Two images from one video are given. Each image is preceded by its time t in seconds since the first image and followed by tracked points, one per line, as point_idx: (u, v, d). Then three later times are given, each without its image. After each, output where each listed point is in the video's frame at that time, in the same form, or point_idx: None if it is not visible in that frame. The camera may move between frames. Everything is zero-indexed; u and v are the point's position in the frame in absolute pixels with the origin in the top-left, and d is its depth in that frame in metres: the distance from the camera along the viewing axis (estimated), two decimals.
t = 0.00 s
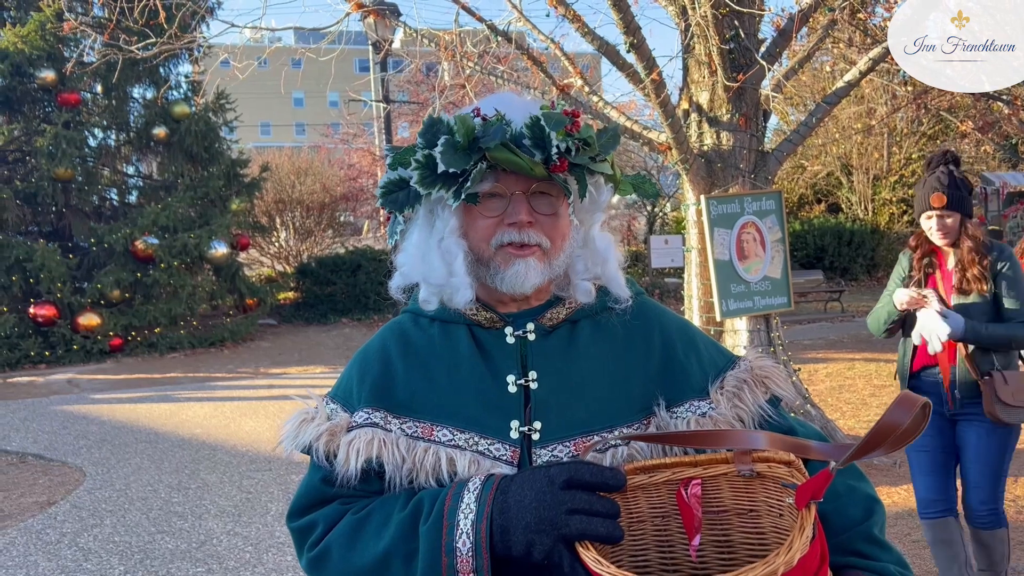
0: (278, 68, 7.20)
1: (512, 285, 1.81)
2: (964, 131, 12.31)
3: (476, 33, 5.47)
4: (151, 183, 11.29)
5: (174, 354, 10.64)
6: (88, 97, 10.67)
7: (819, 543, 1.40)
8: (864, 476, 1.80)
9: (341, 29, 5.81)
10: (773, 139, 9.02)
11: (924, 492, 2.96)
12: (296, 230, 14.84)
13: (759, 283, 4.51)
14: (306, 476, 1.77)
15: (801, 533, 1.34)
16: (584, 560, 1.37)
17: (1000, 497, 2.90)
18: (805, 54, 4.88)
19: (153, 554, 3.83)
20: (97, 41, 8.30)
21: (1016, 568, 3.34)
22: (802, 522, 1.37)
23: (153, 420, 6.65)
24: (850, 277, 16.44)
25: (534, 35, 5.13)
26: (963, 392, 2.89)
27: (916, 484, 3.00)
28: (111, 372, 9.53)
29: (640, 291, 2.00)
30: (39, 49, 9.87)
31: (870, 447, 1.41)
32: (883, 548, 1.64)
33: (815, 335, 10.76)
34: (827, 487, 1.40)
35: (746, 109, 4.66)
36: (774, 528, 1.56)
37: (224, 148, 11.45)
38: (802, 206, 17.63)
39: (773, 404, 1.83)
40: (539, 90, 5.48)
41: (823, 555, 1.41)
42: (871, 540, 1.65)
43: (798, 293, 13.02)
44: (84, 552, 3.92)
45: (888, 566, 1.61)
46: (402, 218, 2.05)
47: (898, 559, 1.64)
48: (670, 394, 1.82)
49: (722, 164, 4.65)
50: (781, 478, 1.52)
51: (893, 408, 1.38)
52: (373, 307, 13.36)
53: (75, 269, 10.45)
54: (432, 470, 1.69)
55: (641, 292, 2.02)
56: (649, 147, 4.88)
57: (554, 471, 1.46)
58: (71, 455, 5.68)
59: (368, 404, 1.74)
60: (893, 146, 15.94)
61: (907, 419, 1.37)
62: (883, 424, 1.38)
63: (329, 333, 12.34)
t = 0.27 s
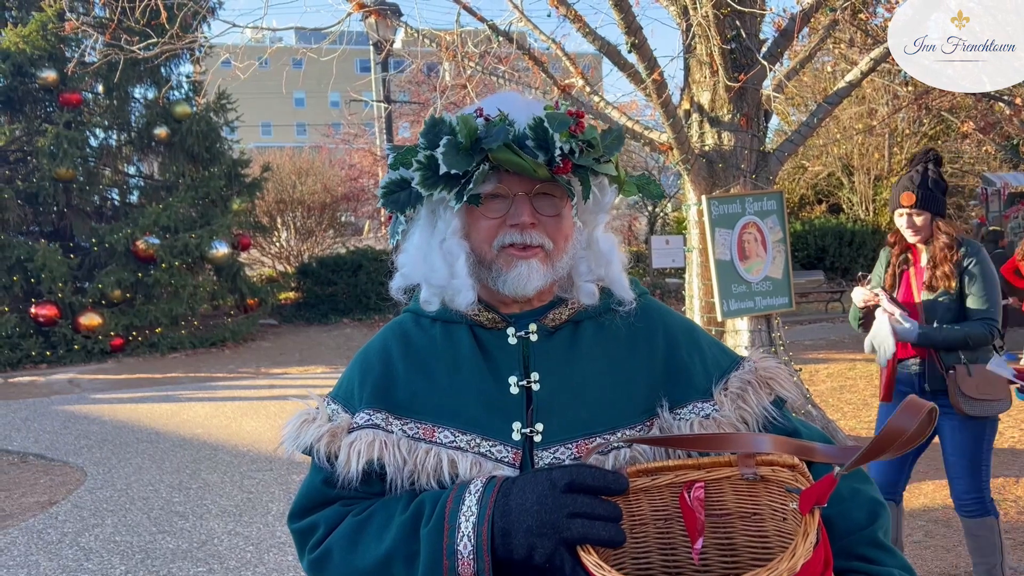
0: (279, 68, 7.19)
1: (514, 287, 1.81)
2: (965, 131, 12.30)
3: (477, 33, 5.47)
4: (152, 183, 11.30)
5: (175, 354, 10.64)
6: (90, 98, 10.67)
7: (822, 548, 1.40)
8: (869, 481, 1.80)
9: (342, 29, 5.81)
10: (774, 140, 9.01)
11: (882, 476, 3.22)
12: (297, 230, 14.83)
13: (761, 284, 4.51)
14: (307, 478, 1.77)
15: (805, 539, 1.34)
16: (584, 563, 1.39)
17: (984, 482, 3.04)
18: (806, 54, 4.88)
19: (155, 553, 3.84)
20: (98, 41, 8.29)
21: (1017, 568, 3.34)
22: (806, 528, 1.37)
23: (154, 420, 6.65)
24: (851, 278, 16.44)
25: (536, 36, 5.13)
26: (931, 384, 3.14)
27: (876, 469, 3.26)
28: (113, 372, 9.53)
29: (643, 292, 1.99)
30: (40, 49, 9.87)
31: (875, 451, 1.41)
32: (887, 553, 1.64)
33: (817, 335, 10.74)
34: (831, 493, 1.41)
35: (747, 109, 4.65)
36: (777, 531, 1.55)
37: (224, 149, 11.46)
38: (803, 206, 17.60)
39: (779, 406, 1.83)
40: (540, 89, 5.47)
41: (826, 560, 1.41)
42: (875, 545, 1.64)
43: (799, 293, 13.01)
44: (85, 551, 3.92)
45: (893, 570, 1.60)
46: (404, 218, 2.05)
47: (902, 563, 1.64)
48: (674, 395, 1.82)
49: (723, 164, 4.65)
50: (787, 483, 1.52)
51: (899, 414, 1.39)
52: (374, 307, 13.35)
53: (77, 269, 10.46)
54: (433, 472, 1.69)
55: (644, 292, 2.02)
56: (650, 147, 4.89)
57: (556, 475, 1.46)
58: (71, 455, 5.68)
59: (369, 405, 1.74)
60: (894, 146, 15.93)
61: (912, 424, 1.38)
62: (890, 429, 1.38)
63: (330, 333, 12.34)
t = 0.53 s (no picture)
0: (280, 68, 7.19)
1: (515, 291, 1.81)
2: (966, 132, 12.30)
3: (478, 34, 5.47)
4: (153, 184, 11.30)
5: (176, 355, 10.65)
6: (91, 98, 10.67)
7: (825, 554, 1.40)
8: (874, 484, 1.80)
9: (343, 29, 5.81)
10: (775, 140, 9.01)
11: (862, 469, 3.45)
12: (298, 230, 14.83)
13: (762, 284, 4.51)
14: (308, 481, 1.77)
15: (807, 546, 1.34)
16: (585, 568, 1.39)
17: (943, 481, 3.05)
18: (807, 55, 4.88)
19: (156, 553, 3.84)
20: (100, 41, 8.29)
21: (1017, 569, 3.34)
22: (808, 535, 1.37)
23: (155, 420, 6.66)
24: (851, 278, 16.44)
25: (537, 36, 5.13)
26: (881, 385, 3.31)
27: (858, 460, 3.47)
28: (113, 372, 9.54)
29: (646, 294, 1.99)
30: (41, 49, 9.88)
31: (879, 457, 1.41)
32: (890, 559, 1.64)
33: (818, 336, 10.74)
34: (834, 499, 1.41)
35: (748, 110, 4.66)
36: (779, 536, 1.56)
37: (225, 149, 11.47)
38: (804, 207, 17.59)
39: (783, 410, 1.83)
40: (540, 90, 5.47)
41: (829, 567, 1.41)
42: (878, 550, 1.64)
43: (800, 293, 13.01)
44: (86, 551, 3.92)
45: None
46: (405, 221, 2.05)
47: (905, 569, 1.64)
48: (676, 398, 1.83)
49: (724, 165, 4.65)
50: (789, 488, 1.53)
51: (904, 422, 1.38)
52: (375, 307, 13.36)
53: (77, 269, 10.46)
54: (434, 475, 1.69)
55: (646, 294, 2.02)
56: (651, 148, 4.89)
57: (558, 479, 1.46)
58: (72, 455, 5.68)
59: (370, 408, 1.74)
60: (895, 146, 15.93)
61: (917, 432, 1.37)
62: (896, 436, 1.38)
63: (330, 333, 12.35)
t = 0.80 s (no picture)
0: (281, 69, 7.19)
1: (516, 293, 1.81)
2: (966, 132, 12.30)
3: (478, 34, 5.46)
4: (153, 184, 11.31)
5: (177, 355, 10.65)
6: (91, 98, 10.66)
7: (828, 559, 1.41)
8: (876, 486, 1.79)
9: (344, 29, 5.81)
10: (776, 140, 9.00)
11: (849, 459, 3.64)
12: (298, 231, 14.83)
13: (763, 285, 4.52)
14: (307, 484, 1.77)
15: (810, 551, 1.35)
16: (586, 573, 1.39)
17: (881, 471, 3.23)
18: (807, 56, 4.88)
19: (157, 553, 3.84)
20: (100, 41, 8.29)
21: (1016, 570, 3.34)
22: (811, 540, 1.38)
23: (156, 420, 6.67)
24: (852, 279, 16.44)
25: (537, 36, 5.13)
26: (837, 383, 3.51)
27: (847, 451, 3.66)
28: (114, 372, 9.54)
29: (648, 296, 1.99)
30: (42, 50, 9.89)
31: (884, 461, 1.41)
32: (893, 562, 1.64)
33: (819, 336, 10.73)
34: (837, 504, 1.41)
35: (748, 110, 4.65)
36: (781, 540, 1.56)
37: (226, 149, 11.48)
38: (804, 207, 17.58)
39: (785, 411, 1.83)
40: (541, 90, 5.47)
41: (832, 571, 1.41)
42: (880, 554, 1.64)
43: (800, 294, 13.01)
44: (87, 552, 3.92)
45: None
46: (406, 222, 2.05)
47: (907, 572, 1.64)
48: (678, 400, 1.83)
49: (725, 165, 4.65)
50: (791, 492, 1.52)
51: (909, 426, 1.38)
52: (375, 307, 13.36)
53: (78, 269, 10.46)
54: (434, 478, 1.69)
55: (648, 296, 2.02)
56: (652, 149, 4.89)
57: (559, 483, 1.46)
58: (73, 455, 5.68)
59: (370, 410, 1.74)
60: (896, 147, 15.91)
61: (922, 436, 1.37)
62: (898, 442, 1.38)
63: (331, 333, 12.35)
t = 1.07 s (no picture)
0: (281, 69, 7.19)
1: (516, 294, 1.81)
2: (966, 132, 12.30)
3: (478, 34, 5.46)
4: (154, 184, 11.31)
5: (177, 355, 10.65)
6: (91, 99, 10.66)
7: (832, 562, 1.41)
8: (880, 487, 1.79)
9: (344, 30, 5.82)
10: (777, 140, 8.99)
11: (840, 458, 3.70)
12: (299, 231, 14.82)
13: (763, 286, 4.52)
14: (308, 487, 1.76)
15: (815, 556, 1.35)
16: None
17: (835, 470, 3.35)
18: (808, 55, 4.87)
19: (157, 553, 3.84)
20: (99, 41, 8.28)
21: (1018, 570, 3.33)
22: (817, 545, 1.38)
23: (156, 420, 6.67)
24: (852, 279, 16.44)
25: (538, 36, 5.13)
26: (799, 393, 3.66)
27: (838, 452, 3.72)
28: (114, 372, 9.55)
29: (650, 297, 1.99)
30: (42, 50, 9.89)
31: (890, 464, 1.40)
32: (897, 564, 1.63)
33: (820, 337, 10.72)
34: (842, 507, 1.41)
35: (749, 110, 4.64)
36: (785, 542, 1.56)
37: (226, 149, 11.48)
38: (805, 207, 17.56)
39: (787, 412, 1.83)
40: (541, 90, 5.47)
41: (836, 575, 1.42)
42: (886, 556, 1.63)
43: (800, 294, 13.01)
44: (88, 552, 3.92)
45: None
46: (406, 221, 2.04)
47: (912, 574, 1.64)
48: (681, 402, 1.82)
49: (725, 165, 4.65)
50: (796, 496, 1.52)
51: (915, 429, 1.37)
52: (375, 307, 13.35)
53: (78, 269, 10.46)
54: (436, 481, 1.69)
55: (650, 297, 2.01)
56: (652, 149, 4.89)
57: (561, 487, 1.47)
58: (73, 455, 5.69)
59: (370, 412, 1.73)
60: (896, 147, 15.91)
61: (927, 439, 1.36)
62: (906, 446, 1.37)
63: (331, 333, 12.36)
